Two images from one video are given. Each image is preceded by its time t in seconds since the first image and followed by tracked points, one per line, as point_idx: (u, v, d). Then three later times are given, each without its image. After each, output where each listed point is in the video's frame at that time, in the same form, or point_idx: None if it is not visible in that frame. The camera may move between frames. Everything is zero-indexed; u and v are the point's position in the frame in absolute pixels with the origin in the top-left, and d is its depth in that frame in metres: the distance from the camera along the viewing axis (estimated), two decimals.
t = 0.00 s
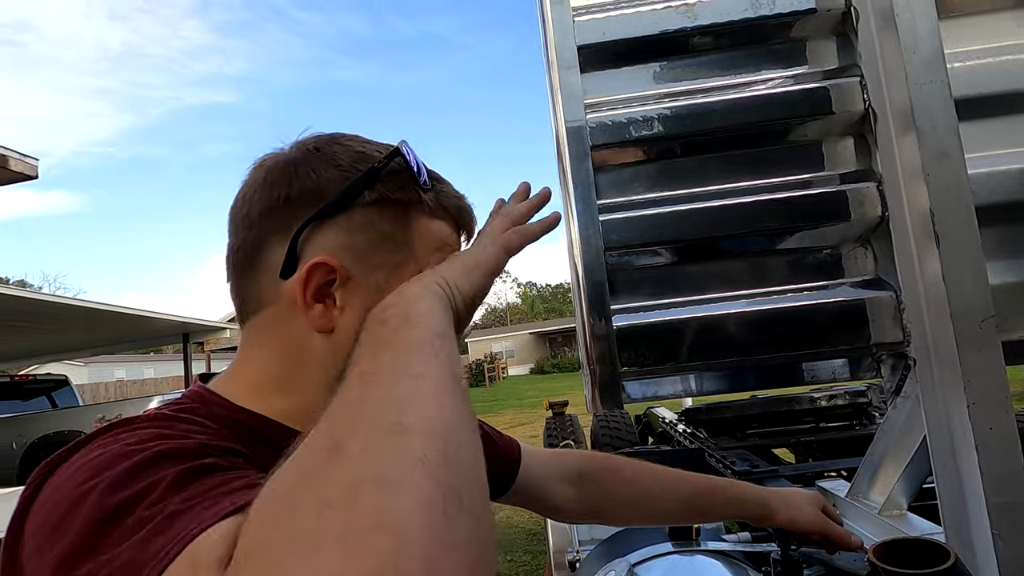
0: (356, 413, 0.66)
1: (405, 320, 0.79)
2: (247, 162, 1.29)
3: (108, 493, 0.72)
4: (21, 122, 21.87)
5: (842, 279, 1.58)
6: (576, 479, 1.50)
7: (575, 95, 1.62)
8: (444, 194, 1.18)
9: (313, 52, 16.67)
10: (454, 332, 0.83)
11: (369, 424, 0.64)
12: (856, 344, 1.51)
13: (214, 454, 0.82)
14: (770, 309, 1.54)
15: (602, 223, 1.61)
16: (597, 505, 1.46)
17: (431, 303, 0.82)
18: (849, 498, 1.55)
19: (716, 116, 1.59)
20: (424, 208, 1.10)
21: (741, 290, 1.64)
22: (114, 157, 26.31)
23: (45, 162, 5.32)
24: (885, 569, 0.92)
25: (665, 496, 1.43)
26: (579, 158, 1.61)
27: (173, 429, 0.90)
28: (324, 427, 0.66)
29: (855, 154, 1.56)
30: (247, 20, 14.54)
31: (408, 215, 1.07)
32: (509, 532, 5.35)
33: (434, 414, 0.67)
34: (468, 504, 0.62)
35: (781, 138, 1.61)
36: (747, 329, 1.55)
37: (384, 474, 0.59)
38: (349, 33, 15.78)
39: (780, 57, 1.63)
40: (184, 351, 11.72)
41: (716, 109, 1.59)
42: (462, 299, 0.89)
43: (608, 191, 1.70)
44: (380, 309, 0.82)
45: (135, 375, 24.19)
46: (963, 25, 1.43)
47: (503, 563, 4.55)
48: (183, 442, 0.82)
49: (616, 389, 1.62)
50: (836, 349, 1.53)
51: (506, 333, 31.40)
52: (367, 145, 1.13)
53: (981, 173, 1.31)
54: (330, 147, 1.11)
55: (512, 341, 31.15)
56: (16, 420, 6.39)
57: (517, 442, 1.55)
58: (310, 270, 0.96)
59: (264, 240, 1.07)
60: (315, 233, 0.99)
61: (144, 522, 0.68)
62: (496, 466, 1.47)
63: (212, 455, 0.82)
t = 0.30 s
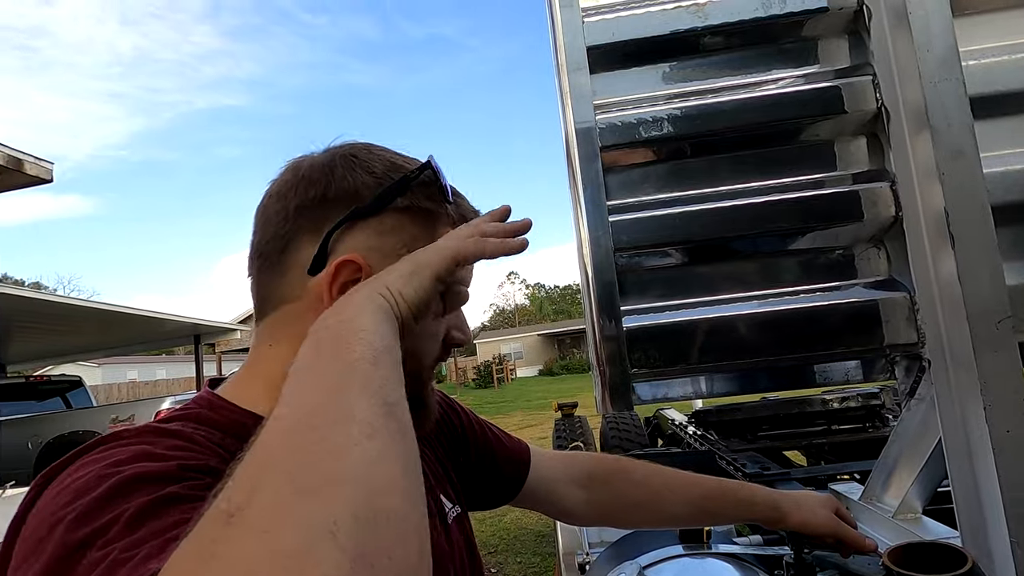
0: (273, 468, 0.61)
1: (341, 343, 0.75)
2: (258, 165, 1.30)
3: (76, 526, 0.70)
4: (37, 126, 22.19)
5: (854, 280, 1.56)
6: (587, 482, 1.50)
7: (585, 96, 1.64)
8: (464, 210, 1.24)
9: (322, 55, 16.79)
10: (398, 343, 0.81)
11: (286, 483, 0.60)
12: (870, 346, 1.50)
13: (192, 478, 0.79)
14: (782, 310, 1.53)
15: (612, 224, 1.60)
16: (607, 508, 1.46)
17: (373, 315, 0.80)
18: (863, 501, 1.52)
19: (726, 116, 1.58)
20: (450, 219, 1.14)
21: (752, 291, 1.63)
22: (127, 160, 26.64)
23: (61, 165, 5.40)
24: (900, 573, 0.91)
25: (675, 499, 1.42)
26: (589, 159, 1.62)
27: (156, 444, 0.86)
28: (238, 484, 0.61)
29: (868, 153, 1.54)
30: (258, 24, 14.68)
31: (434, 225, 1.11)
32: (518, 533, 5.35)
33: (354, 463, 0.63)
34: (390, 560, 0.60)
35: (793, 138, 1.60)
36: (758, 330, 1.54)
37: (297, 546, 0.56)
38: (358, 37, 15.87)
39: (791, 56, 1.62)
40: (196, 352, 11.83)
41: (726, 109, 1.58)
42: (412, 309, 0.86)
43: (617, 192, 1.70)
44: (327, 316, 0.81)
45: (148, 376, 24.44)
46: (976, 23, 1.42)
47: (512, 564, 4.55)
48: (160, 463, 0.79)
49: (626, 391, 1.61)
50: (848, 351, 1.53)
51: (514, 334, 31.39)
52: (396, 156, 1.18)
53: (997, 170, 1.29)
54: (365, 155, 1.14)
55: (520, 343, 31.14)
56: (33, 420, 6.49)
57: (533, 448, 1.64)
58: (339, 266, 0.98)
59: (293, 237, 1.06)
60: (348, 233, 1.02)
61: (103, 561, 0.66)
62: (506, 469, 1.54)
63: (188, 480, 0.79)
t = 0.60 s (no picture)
0: (222, 458, 0.61)
1: (329, 337, 0.76)
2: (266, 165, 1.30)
3: (41, 522, 0.70)
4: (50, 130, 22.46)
5: (865, 279, 1.55)
6: (597, 482, 1.50)
7: (592, 93, 1.63)
8: (462, 208, 1.19)
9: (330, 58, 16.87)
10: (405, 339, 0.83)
11: (229, 474, 0.60)
12: (881, 346, 1.50)
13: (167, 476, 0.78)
14: (791, 310, 1.52)
15: (620, 222, 1.59)
16: (616, 509, 1.45)
17: (384, 306, 0.83)
18: (875, 504, 1.50)
19: (735, 114, 1.56)
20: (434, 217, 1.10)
21: (762, 290, 1.61)
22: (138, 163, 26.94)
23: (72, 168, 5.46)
24: None
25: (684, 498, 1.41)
26: (597, 157, 1.60)
27: (137, 440, 0.86)
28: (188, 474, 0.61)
29: (879, 151, 1.52)
30: (267, 28, 14.79)
31: (417, 223, 1.08)
32: (525, 533, 5.35)
33: (310, 454, 0.63)
34: (333, 555, 0.58)
35: (802, 135, 1.58)
36: (767, 329, 1.53)
37: (227, 539, 0.55)
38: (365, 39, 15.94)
39: (801, 53, 1.60)
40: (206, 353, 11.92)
41: (735, 107, 1.57)
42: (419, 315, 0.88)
43: (624, 191, 1.68)
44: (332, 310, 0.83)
45: (158, 377, 24.67)
46: (988, 19, 1.39)
47: (520, 565, 4.54)
48: (134, 459, 0.79)
49: (634, 392, 1.60)
50: (860, 351, 1.51)
51: (522, 335, 31.40)
52: (389, 153, 1.18)
53: (1012, 167, 1.27)
54: (353, 152, 1.15)
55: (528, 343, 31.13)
56: (46, 419, 6.57)
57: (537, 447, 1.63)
58: (310, 266, 0.98)
59: (278, 232, 1.10)
60: (322, 229, 1.02)
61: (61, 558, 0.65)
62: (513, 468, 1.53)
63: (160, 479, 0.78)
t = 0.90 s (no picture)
0: (197, 526, 0.58)
1: (314, 380, 0.72)
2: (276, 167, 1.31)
3: (29, 553, 0.66)
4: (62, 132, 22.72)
5: (876, 280, 1.53)
6: (606, 484, 1.49)
7: (602, 95, 1.63)
8: (460, 202, 1.18)
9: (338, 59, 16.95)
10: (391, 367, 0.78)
11: (204, 545, 0.57)
12: (895, 347, 1.49)
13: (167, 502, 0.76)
14: (802, 310, 1.52)
15: (629, 223, 1.59)
16: (625, 511, 1.44)
17: (366, 341, 0.77)
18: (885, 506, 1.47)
19: (745, 114, 1.55)
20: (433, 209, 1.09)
21: (772, 291, 1.60)
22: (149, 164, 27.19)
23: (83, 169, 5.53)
24: None
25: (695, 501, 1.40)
26: (606, 159, 1.61)
27: (132, 460, 0.82)
28: (183, 521, 0.59)
29: (892, 150, 1.50)
30: (275, 30, 14.88)
31: (413, 216, 1.07)
32: (533, 534, 5.35)
33: (290, 525, 0.60)
34: None
35: (814, 135, 1.57)
36: (778, 330, 1.52)
37: None
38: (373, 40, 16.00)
39: (813, 52, 1.58)
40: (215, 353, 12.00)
41: (745, 107, 1.56)
42: (404, 348, 0.82)
43: (634, 191, 1.68)
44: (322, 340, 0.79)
45: (168, 376, 24.87)
46: (1005, 17, 1.35)
47: (527, 565, 4.54)
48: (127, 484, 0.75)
49: (644, 392, 1.60)
50: (871, 353, 1.50)
51: (528, 335, 31.38)
52: (384, 147, 1.17)
53: None
54: (348, 147, 1.15)
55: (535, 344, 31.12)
56: (59, 418, 6.65)
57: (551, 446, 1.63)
58: (309, 262, 0.96)
59: (276, 231, 1.10)
60: (319, 225, 1.01)
61: None
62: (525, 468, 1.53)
63: (154, 504, 0.74)
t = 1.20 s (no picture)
0: None
1: None
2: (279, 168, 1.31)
3: None
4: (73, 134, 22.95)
5: (883, 281, 1.52)
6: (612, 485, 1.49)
7: (606, 95, 1.63)
8: (408, 152, 1.19)
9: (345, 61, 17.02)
10: None
11: None
12: (903, 348, 1.48)
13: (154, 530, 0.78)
14: (809, 311, 1.51)
15: (635, 224, 1.59)
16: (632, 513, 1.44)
17: None
18: (894, 509, 1.46)
19: (751, 115, 1.55)
20: (371, 154, 1.13)
21: (779, 292, 1.59)
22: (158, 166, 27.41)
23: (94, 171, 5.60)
24: None
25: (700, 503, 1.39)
26: (610, 161, 1.61)
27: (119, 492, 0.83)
28: None
29: (900, 150, 1.49)
30: (283, 33, 14.96)
31: (347, 170, 1.12)
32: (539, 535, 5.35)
33: None
34: None
35: (821, 135, 1.56)
36: (785, 331, 1.51)
37: None
38: (380, 42, 16.05)
39: (819, 52, 1.57)
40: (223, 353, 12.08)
41: (752, 107, 1.55)
42: None
43: (639, 192, 1.67)
44: None
45: (177, 376, 25.07)
46: (1014, 14, 1.30)
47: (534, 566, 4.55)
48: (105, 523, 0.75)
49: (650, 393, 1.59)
50: (880, 354, 1.49)
51: (535, 336, 31.37)
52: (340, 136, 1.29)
53: None
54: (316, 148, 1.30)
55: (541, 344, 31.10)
56: (71, 417, 6.72)
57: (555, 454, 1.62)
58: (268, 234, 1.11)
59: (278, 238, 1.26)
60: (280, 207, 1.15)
61: None
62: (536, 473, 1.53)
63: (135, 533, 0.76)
